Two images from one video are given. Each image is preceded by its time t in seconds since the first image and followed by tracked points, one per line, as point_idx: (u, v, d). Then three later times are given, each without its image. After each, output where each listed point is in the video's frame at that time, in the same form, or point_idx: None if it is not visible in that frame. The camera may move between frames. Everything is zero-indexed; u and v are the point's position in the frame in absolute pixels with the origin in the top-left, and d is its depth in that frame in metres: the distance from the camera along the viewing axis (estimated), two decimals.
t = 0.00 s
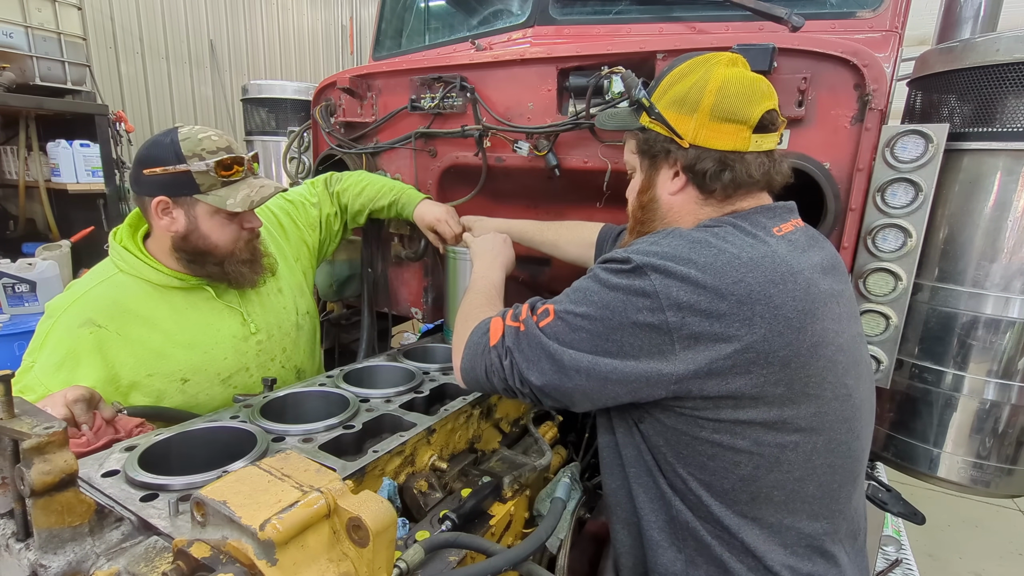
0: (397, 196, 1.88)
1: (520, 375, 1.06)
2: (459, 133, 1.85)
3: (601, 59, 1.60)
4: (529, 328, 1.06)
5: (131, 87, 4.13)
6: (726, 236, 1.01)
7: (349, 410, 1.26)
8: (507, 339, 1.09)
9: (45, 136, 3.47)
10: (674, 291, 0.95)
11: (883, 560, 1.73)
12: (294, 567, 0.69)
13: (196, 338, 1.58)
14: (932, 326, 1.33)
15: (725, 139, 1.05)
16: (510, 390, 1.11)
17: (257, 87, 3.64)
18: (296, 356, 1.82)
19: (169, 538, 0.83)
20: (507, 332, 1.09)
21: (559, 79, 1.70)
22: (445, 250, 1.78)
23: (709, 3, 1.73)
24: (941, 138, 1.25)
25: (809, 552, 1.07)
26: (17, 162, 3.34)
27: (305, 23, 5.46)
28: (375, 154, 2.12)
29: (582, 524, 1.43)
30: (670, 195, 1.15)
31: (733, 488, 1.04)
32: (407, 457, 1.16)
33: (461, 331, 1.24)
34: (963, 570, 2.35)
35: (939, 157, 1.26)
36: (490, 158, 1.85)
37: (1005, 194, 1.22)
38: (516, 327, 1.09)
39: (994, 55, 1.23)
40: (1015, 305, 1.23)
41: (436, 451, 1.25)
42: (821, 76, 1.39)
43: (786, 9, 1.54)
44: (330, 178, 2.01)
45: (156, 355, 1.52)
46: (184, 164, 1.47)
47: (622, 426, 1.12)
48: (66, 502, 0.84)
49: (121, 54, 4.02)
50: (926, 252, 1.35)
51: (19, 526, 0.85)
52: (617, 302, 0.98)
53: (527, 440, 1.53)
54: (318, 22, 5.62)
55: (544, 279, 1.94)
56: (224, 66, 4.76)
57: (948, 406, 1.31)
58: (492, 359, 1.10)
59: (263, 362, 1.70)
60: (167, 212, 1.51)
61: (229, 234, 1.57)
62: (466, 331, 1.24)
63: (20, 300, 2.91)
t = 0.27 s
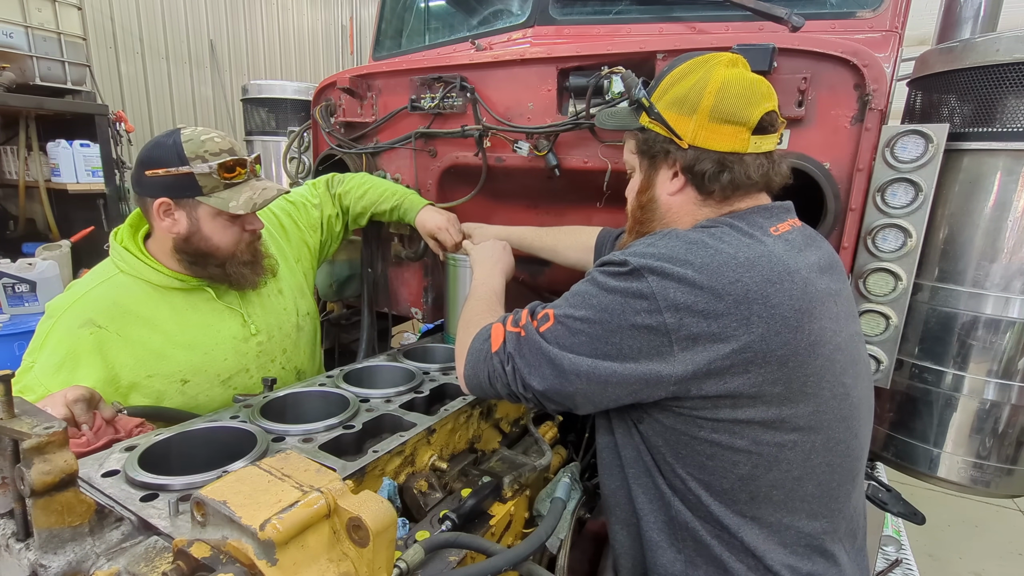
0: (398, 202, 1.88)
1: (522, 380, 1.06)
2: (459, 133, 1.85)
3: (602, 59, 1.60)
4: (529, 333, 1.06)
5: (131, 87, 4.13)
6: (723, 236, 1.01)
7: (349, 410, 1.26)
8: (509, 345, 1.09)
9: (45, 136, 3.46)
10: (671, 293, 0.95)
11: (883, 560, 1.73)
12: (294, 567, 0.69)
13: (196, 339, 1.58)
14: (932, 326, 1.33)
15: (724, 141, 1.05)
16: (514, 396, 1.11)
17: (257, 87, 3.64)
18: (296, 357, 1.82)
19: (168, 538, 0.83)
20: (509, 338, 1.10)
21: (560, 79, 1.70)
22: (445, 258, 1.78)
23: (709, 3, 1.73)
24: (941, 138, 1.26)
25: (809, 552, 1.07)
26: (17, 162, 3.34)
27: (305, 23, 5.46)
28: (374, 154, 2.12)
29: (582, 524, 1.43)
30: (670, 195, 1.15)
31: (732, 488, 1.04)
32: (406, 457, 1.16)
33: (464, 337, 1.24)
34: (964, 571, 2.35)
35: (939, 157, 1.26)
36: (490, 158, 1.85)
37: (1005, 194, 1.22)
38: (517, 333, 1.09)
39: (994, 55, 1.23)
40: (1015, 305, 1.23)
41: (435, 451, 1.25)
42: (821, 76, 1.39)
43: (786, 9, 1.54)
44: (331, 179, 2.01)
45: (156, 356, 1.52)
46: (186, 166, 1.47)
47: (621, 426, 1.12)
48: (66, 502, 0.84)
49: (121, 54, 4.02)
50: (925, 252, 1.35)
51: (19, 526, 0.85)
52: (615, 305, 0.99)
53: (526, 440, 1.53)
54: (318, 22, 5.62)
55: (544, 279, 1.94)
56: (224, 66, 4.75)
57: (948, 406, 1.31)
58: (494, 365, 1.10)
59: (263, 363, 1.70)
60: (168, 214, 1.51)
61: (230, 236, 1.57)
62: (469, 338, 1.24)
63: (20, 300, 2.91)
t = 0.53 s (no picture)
0: (400, 206, 1.88)
1: (523, 384, 1.06)
2: (459, 133, 1.85)
3: (601, 59, 1.60)
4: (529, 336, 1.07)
5: (131, 87, 4.13)
6: (721, 236, 1.01)
7: (349, 410, 1.26)
8: (511, 349, 1.09)
9: (45, 137, 3.46)
10: (671, 294, 0.95)
11: (883, 560, 1.73)
12: (294, 567, 0.69)
13: (196, 340, 1.58)
14: (932, 326, 1.33)
15: (724, 141, 1.05)
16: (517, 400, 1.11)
17: (257, 87, 3.64)
18: (296, 357, 1.82)
19: (168, 538, 0.83)
20: (511, 341, 1.09)
21: (559, 79, 1.70)
22: (445, 263, 1.77)
23: (709, 3, 1.73)
24: (941, 138, 1.26)
25: (810, 552, 1.07)
26: (17, 162, 3.34)
27: (305, 23, 5.46)
28: (374, 154, 2.12)
29: (582, 524, 1.43)
30: (670, 195, 1.15)
31: (733, 488, 1.04)
32: (406, 457, 1.16)
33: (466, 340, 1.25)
34: (963, 570, 2.35)
35: (939, 157, 1.26)
36: (490, 158, 1.85)
37: (1005, 194, 1.22)
38: (518, 336, 1.09)
39: (994, 55, 1.23)
40: (1015, 305, 1.23)
41: (435, 451, 1.25)
42: (821, 76, 1.39)
43: (786, 9, 1.54)
44: (332, 181, 2.01)
45: (156, 357, 1.52)
46: (187, 167, 1.47)
47: (621, 427, 1.12)
48: (66, 502, 0.84)
49: (121, 54, 4.02)
50: (925, 252, 1.35)
51: (19, 526, 0.85)
52: (615, 307, 0.99)
53: (526, 440, 1.53)
54: (318, 22, 5.62)
55: (544, 279, 1.94)
56: (224, 66, 4.75)
57: (948, 406, 1.32)
58: (496, 370, 1.10)
59: (263, 364, 1.70)
60: (169, 215, 1.51)
61: (231, 237, 1.57)
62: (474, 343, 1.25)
63: (20, 300, 2.91)
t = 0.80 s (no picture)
0: (402, 212, 1.89)
1: (531, 393, 1.06)
2: (459, 133, 1.85)
3: (601, 60, 1.60)
4: (534, 344, 1.06)
5: (131, 87, 4.13)
6: (723, 237, 1.01)
7: (349, 410, 1.26)
8: (517, 358, 1.08)
9: (45, 136, 3.46)
10: (675, 296, 0.95)
11: (883, 560, 1.73)
12: (294, 567, 0.68)
13: (195, 341, 1.58)
14: (932, 326, 1.32)
15: (725, 141, 1.05)
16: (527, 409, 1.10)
17: (257, 87, 3.64)
18: (296, 358, 1.82)
19: (168, 538, 0.83)
20: (517, 350, 1.09)
21: (559, 79, 1.70)
22: (445, 271, 1.78)
23: (709, 3, 1.73)
24: (941, 138, 1.25)
25: (811, 552, 1.07)
26: (17, 162, 3.34)
27: (305, 23, 5.46)
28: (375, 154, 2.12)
29: (582, 524, 1.43)
30: (671, 196, 1.15)
31: (737, 489, 1.03)
32: (406, 457, 1.16)
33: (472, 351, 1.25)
34: (963, 570, 2.35)
35: (939, 157, 1.26)
36: (490, 158, 1.85)
37: (1005, 194, 1.22)
38: (523, 345, 1.09)
39: (994, 54, 1.23)
40: (1015, 305, 1.23)
41: (435, 451, 1.25)
42: (821, 76, 1.39)
43: (787, 9, 1.54)
44: (334, 182, 2.01)
45: (155, 358, 1.52)
46: (187, 169, 1.46)
47: (623, 428, 1.12)
48: (66, 502, 0.84)
49: (121, 54, 4.02)
50: (925, 252, 1.35)
51: (19, 526, 0.85)
52: (618, 310, 0.98)
53: (527, 440, 1.53)
54: (318, 22, 5.62)
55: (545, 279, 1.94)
56: (224, 66, 4.76)
57: (948, 406, 1.31)
58: (503, 379, 1.10)
59: (262, 365, 1.69)
60: (168, 216, 1.51)
61: (231, 238, 1.56)
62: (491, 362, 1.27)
63: (20, 300, 2.91)
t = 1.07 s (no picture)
0: (405, 220, 1.90)
1: (543, 406, 1.06)
2: (459, 133, 1.85)
3: (601, 60, 1.60)
4: (541, 357, 1.06)
5: (131, 87, 4.13)
6: (726, 236, 1.01)
7: (349, 410, 1.26)
8: (526, 370, 1.08)
9: (45, 136, 3.46)
10: (679, 299, 0.95)
11: (883, 560, 1.73)
12: (294, 568, 0.68)
13: (196, 342, 1.58)
14: (932, 326, 1.32)
15: (727, 141, 1.05)
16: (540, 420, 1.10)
17: (257, 87, 3.64)
18: (296, 359, 1.81)
19: (168, 538, 0.83)
20: (524, 363, 1.09)
21: (559, 79, 1.70)
22: (445, 282, 1.79)
23: (709, 3, 1.73)
24: (941, 138, 1.25)
25: (814, 551, 1.07)
26: (17, 162, 3.33)
27: (305, 23, 5.46)
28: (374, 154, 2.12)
29: (582, 524, 1.43)
30: (671, 196, 1.14)
31: (740, 490, 1.03)
32: (406, 457, 1.16)
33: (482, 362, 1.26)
34: (964, 570, 2.35)
35: (939, 157, 1.26)
36: (490, 158, 1.85)
37: (1005, 194, 1.22)
38: (530, 357, 1.09)
39: (994, 54, 1.23)
40: (1015, 305, 1.23)
41: (435, 451, 1.25)
42: (821, 76, 1.39)
43: (787, 9, 1.54)
44: (339, 185, 2.01)
45: (156, 359, 1.53)
46: (187, 171, 1.46)
47: (625, 430, 1.12)
48: (66, 502, 0.84)
49: (121, 54, 4.02)
50: (925, 252, 1.35)
51: (19, 526, 0.85)
52: (622, 315, 0.98)
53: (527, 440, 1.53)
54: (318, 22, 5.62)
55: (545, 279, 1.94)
56: (224, 66, 4.76)
57: (948, 406, 1.31)
58: (514, 392, 1.10)
59: (263, 367, 1.69)
60: (169, 218, 1.51)
61: (232, 240, 1.56)
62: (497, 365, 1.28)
63: (20, 300, 2.91)
